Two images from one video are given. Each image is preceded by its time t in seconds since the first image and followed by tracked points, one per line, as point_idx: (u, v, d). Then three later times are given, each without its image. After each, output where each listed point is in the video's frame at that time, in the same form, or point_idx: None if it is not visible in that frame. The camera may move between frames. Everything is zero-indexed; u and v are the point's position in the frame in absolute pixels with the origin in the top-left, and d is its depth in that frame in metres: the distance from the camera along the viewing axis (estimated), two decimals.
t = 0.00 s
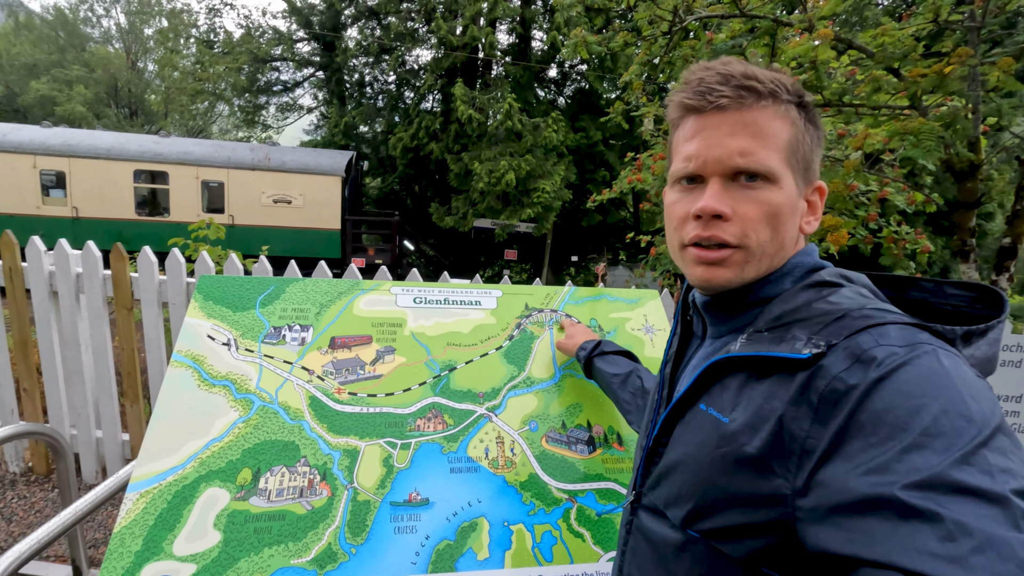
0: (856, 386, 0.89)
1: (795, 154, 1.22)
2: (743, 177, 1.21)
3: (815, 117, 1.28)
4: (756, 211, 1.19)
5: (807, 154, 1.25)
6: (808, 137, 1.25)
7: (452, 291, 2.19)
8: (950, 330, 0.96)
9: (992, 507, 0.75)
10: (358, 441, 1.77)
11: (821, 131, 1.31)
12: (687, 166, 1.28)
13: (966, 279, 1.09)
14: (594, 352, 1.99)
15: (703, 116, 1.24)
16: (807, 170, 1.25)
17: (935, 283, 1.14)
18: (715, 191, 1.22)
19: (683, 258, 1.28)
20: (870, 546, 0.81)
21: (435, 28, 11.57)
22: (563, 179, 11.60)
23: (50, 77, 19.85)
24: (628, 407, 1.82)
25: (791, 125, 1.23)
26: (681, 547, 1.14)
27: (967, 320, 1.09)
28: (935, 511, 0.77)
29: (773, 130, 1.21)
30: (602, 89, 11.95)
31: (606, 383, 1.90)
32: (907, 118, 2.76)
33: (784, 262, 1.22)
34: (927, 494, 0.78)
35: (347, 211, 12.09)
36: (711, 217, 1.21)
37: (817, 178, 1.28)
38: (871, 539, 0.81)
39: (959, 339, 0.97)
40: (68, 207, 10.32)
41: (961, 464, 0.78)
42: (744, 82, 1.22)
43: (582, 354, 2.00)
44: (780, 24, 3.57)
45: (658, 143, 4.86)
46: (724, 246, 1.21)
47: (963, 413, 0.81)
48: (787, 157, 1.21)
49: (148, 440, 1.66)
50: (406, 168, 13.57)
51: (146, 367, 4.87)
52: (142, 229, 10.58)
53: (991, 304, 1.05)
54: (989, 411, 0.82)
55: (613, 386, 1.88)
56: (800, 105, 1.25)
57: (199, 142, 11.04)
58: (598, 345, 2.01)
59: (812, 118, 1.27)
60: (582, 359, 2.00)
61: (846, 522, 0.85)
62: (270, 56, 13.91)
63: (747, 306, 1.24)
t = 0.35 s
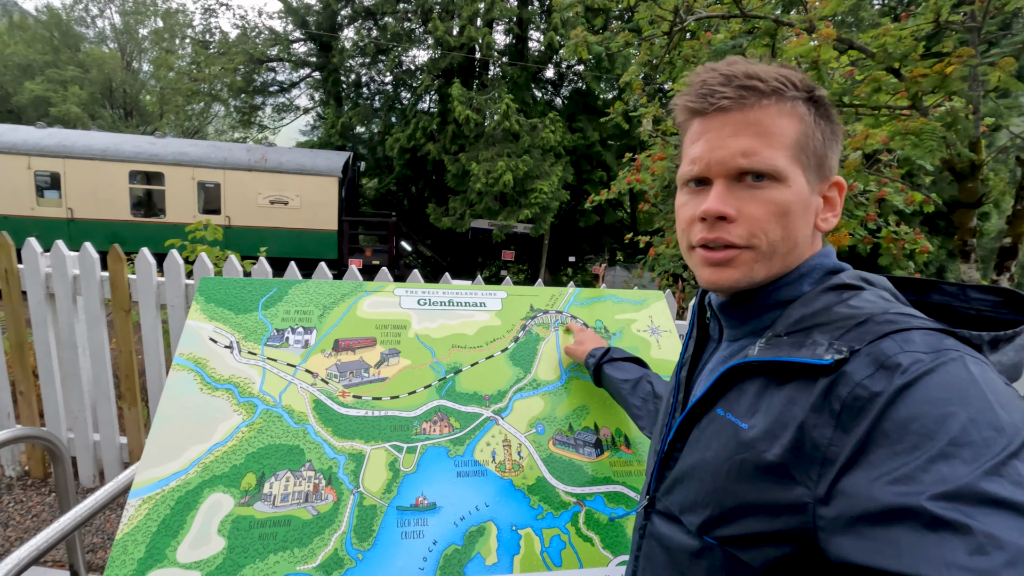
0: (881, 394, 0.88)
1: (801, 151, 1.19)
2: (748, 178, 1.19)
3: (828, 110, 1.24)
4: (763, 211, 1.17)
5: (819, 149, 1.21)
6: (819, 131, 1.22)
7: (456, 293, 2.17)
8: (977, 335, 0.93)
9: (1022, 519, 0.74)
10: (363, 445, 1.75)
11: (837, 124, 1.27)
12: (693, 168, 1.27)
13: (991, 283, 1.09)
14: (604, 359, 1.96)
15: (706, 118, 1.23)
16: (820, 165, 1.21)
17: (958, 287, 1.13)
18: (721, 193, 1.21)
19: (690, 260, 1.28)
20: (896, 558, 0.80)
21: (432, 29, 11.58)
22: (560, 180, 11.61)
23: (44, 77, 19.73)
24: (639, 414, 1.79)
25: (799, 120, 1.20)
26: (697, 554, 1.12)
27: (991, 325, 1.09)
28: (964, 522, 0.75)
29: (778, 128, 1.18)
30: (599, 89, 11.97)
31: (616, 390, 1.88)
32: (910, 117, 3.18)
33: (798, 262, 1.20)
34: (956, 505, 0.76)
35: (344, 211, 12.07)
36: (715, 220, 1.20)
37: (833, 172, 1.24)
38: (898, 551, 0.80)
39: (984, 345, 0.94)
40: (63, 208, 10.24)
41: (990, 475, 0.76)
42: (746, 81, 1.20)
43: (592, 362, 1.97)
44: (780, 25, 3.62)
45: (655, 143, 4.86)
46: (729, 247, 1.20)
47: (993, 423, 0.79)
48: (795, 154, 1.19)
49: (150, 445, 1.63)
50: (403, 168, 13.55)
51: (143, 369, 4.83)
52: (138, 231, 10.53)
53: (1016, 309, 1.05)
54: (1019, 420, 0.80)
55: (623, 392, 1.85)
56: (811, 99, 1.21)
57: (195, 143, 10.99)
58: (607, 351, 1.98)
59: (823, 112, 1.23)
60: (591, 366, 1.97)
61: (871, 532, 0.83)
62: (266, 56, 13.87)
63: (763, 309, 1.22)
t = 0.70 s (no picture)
0: (917, 395, 0.85)
1: (706, 156, 1.24)
2: (680, 189, 1.36)
3: (745, 99, 1.15)
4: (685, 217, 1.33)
5: (727, 149, 1.18)
6: (720, 130, 1.19)
7: (463, 290, 2.15)
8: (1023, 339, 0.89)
9: None
10: (372, 443, 1.73)
11: (762, 105, 1.12)
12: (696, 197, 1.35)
13: None
14: (612, 355, 1.95)
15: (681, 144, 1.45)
16: (727, 162, 1.19)
17: (1003, 285, 1.10)
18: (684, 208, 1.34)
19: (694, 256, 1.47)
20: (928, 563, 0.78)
21: (431, 30, 11.57)
22: (559, 181, 11.61)
23: (42, 80, 19.70)
24: (650, 408, 1.78)
25: (703, 129, 1.25)
26: (715, 545, 1.12)
27: None
28: (1003, 531, 0.73)
29: (691, 144, 1.30)
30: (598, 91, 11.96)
31: (626, 385, 1.86)
32: (912, 115, 3.22)
33: (745, 256, 1.24)
34: (994, 513, 0.74)
35: (343, 213, 12.06)
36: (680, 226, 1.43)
37: (746, 160, 1.15)
38: (929, 556, 0.78)
39: None
40: (61, 210, 10.20)
41: None
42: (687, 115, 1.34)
43: (600, 358, 1.96)
44: (783, 24, 3.64)
45: (655, 143, 4.85)
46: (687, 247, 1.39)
47: None
48: (698, 163, 1.26)
49: (157, 443, 1.61)
50: (402, 170, 13.54)
51: (144, 370, 4.81)
52: (136, 233, 10.50)
53: None
54: None
55: (634, 385, 1.84)
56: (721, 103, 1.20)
57: (193, 145, 10.95)
58: (615, 347, 1.98)
59: (732, 105, 1.17)
60: (600, 362, 1.95)
61: (899, 535, 0.82)
62: (264, 58, 13.85)
63: (792, 298, 1.19)
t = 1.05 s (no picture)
0: (933, 380, 0.84)
1: (716, 146, 1.24)
2: (692, 182, 1.37)
3: (750, 86, 1.16)
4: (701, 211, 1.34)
5: (735, 137, 1.19)
6: (727, 119, 1.20)
7: (465, 286, 2.14)
8: None
9: None
10: (374, 439, 1.72)
11: (767, 90, 1.12)
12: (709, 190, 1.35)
13: None
14: (595, 326, 1.91)
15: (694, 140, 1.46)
16: (735, 150, 1.19)
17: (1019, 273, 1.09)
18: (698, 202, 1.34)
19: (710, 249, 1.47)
20: (941, 546, 0.77)
21: (429, 32, 11.56)
22: (558, 182, 11.61)
23: (39, 82, 19.64)
24: (639, 378, 1.78)
25: (712, 120, 1.25)
26: (725, 532, 1.11)
27: None
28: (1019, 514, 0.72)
29: (701, 136, 1.31)
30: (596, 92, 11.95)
31: (613, 357, 1.85)
32: (912, 113, 3.23)
33: (755, 244, 1.23)
34: (1009, 496, 0.73)
35: (341, 214, 12.05)
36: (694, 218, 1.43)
37: (754, 146, 1.15)
38: (944, 540, 0.77)
39: None
40: (58, 212, 10.15)
41: None
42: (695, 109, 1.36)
43: (582, 330, 1.92)
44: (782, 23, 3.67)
45: (655, 143, 4.84)
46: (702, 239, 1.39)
47: None
48: (709, 154, 1.27)
49: (156, 439, 1.59)
50: (401, 171, 13.52)
51: (143, 371, 4.78)
52: (134, 234, 10.47)
53: None
54: None
55: (620, 358, 1.83)
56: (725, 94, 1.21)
57: (191, 146, 10.93)
58: (597, 318, 1.94)
59: (739, 94, 1.18)
60: (582, 334, 1.92)
61: (912, 518, 0.80)
62: (262, 59, 13.84)
63: (803, 286, 1.18)
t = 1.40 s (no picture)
0: (892, 370, 0.86)
1: (690, 142, 1.25)
2: (666, 178, 1.38)
3: (725, 84, 1.17)
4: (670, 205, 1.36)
5: (708, 134, 1.20)
6: (703, 116, 1.21)
7: (454, 285, 2.16)
8: (993, 316, 0.91)
9: None
10: (362, 435, 1.74)
11: (742, 89, 1.14)
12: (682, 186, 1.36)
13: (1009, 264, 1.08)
14: (584, 335, 1.94)
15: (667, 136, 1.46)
16: (710, 147, 1.20)
17: (976, 268, 1.12)
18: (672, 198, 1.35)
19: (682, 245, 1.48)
20: (898, 529, 0.79)
21: (426, 34, 11.57)
22: (554, 184, 11.62)
23: (35, 83, 19.61)
24: (634, 382, 1.80)
25: (687, 117, 1.26)
26: (698, 520, 1.14)
27: (1006, 306, 1.09)
28: (970, 496, 0.74)
29: (675, 132, 1.31)
30: (593, 93, 11.98)
31: (605, 363, 1.87)
32: (900, 114, 3.25)
33: (717, 239, 1.26)
34: (962, 480, 0.75)
35: (338, 216, 12.06)
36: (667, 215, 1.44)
37: (728, 144, 1.17)
38: (899, 523, 0.79)
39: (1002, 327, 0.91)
40: (54, 214, 10.15)
41: (999, 453, 0.74)
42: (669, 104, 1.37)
43: (571, 339, 1.94)
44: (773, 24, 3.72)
45: (649, 145, 4.86)
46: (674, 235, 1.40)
47: (1003, 402, 0.77)
48: (683, 150, 1.28)
49: (146, 436, 1.60)
50: (398, 173, 13.52)
51: (137, 371, 4.79)
52: (131, 236, 10.48)
53: None
54: None
55: (611, 363, 1.85)
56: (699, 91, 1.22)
57: (188, 148, 10.93)
58: (585, 326, 1.97)
59: (714, 91, 1.19)
60: (573, 344, 1.94)
61: (870, 502, 0.82)
62: (259, 61, 13.85)
63: (775, 281, 1.20)
